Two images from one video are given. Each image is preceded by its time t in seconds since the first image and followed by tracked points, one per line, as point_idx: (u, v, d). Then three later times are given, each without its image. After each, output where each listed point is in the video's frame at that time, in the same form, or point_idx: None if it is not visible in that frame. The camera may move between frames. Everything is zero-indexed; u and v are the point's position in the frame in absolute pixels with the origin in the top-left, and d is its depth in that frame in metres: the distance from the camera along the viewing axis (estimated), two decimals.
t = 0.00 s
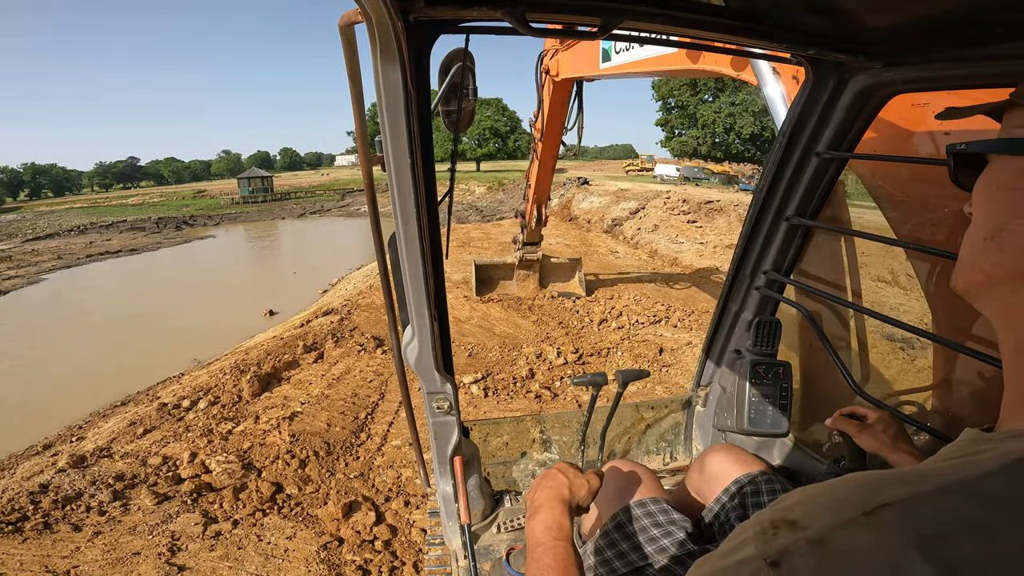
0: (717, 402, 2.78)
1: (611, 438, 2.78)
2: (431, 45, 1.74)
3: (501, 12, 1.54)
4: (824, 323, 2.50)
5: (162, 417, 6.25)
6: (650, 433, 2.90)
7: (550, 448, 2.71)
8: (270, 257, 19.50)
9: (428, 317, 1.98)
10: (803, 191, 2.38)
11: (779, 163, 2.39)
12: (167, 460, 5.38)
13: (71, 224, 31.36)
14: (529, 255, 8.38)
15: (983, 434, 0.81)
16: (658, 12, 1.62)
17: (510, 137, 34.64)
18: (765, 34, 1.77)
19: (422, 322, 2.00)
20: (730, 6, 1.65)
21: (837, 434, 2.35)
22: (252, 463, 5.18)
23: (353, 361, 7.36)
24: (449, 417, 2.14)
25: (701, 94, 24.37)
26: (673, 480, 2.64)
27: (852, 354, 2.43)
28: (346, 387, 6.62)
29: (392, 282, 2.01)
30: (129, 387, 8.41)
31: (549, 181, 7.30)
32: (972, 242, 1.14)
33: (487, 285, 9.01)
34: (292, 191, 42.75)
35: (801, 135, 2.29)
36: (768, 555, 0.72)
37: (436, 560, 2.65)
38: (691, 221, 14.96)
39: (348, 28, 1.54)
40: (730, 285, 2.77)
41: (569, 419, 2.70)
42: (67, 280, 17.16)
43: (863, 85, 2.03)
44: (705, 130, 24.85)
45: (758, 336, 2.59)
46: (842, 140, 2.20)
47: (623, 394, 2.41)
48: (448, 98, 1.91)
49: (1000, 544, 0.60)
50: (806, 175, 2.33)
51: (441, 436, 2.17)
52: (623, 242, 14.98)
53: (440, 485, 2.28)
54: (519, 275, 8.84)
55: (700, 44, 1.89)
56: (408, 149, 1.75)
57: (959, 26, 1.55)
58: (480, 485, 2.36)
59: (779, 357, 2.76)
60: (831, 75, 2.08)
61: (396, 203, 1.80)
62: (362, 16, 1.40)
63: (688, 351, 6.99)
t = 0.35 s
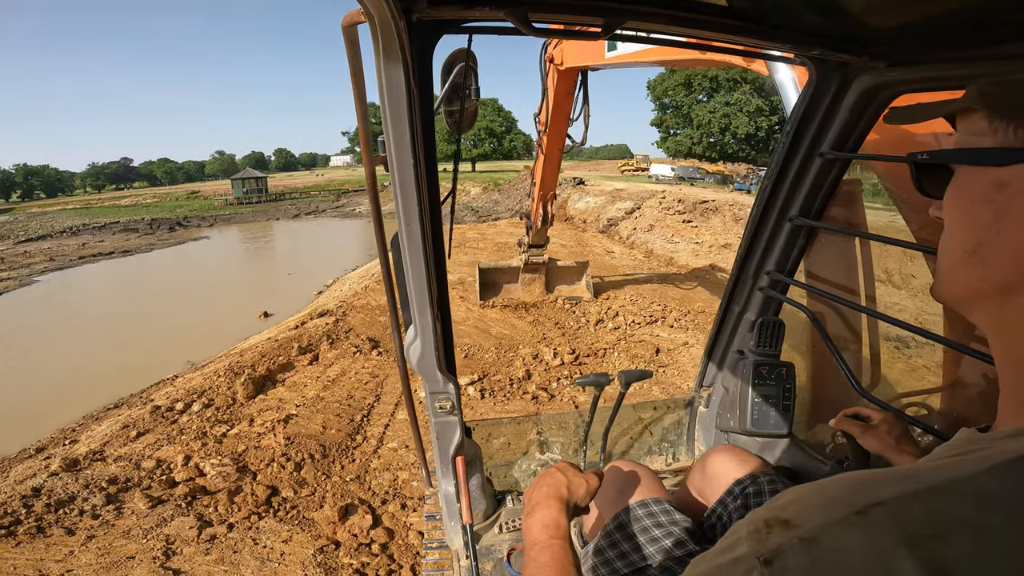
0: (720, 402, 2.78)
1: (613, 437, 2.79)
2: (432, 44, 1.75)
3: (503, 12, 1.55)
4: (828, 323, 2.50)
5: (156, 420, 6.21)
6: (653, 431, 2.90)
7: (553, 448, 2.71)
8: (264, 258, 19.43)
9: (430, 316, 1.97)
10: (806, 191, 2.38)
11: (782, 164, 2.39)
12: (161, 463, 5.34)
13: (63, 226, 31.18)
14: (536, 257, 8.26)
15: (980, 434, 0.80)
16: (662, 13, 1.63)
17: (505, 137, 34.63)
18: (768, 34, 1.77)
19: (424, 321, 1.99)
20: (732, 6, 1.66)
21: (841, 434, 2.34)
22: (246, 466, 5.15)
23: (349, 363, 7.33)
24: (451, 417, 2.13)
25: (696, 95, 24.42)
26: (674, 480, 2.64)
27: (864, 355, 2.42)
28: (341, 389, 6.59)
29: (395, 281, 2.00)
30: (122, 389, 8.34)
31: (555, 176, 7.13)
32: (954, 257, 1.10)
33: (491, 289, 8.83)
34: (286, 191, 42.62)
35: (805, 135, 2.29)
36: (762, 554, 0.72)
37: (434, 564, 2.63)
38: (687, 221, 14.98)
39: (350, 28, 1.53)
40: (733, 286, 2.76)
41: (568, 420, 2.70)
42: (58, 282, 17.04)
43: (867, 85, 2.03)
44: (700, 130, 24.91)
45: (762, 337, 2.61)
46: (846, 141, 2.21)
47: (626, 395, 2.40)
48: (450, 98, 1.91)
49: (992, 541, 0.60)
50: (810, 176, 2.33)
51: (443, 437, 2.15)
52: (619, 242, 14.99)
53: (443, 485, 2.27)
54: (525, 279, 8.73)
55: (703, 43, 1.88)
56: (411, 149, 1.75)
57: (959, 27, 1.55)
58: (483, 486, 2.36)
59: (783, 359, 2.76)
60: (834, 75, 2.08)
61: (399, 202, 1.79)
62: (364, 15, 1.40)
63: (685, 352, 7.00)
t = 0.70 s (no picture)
0: (721, 402, 2.78)
1: (612, 436, 2.79)
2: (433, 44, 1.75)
3: (504, 13, 1.55)
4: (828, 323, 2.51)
5: (148, 423, 6.16)
6: (653, 430, 2.89)
7: (553, 448, 2.70)
8: (257, 258, 19.33)
9: (430, 316, 1.96)
10: (808, 191, 2.39)
11: (783, 164, 2.39)
12: (154, 466, 5.30)
13: (54, 227, 30.98)
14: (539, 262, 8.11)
15: (968, 439, 0.79)
16: (662, 12, 1.63)
17: (500, 138, 34.64)
18: (767, 35, 1.78)
19: (424, 321, 1.98)
20: (732, 6, 1.66)
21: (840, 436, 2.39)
22: (241, 469, 5.12)
23: (343, 365, 7.31)
24: (451, 417, 2.12)
25: (689, 95, 24.51)
26: (674, 479, 2.64)
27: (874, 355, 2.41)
28: (336, 391, 6.57)
29: (395, 279, 1.98)
30: (115, 392, 8.28)
31: (559, 173, 7.09)
32: (932, 271, 0.99)
33: (493, 292, 8.62)
34: (279, 192, 42.45)
35: (806, 135, 2.30)
36: (745, 559, 0.71)
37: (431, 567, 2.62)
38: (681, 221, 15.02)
39: (350, 28, 1.53)
40: (734, 286, 2.77)
41: (566, 420, 2.70)
42: (49, 283, 16.90)
43: (869, 84, 2.03)
44: (694, 130, 25.01)
45: (762, 337, 2.63)
46: (848, 141, 2.22)
47: (625, 395, 2.39)
48: (451, 98, 1.91)
49: (969, 553, 0.61)
50: (811, 176, 2.34)
51: (444, 437, 2.14)
52: (613, 242, 15.01)
53: (443, 486, 2.26)
54: (527, 282, 8.50)
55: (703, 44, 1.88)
56: (412, 150, 1.74)
57: (956, 28, 1.56)
58: (483, 486, 2.36)
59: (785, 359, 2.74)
60: (836, 75, 2.09)
61: (400, 202, 1.78)
62: (365, 15, 1.40)
63: (680, 352, 7.02)
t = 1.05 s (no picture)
0: (721, 402, 2.79)
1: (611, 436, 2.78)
2: (433, 44, 1.75)
3: (504, 12, 1.55)
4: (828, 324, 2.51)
5: (143, 425, 6.13)
6: (653, 429, 2.89)
7: (553, 447, 2.71)
8: (252, 259, 19.26)
9: (431, 316, 1.96)
10: (808, 191, 2.40)
11: (783, 165, 2.40)
12: (149, 469, 5.27)
13: (47, 228, 30.78)
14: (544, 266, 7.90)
15: (964, 442, 0.78)
16: (663, 12, 1.63)
17: (495, 138, 34.63)
18: (768, 35, 1.77)
19: (425, 321, 1.97)
20: (732, 6, 1.66)
21: (840, 435, 2.40)
22: (237, 471, 5.09)
23: (339, 366, 7.29)
24: (451, 417, 2.11)
25: (685, 94, 24.58)
26: (674, 480, 2.64)
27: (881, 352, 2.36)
28: (332, 392, 6.55)
29: (396, 281, 1.97)
30: (110, 393, 8.23)
31: (563, 171, 6.95)
32: (926, 283, 0.92)
33: (496, 298, 8.43)
34: (274, 192, 42.32)
35: (806, 135, 2.31)
36: (739, 570, 0.70)
37: (429, 569, 2.61)
38: (677, 221, 15.05)
39: (350, 28, 1.52)
40: (735, 286, 2.78)
41: (564, 420, 2.71)
42: (44, 284, 16.81)
43: (869, 84, 2.04)
44: (689, 130, 25.09)
45: (763, 337, 2.64)
46: (848, 141, 2.24)
47: (626, 395, 2.38)
48: (451, 99, 1.91)
49: (959, 562, 0.62)
50: (811, 176, 2.35)
51: (444, 437, 2.13)
52: (610, 242, 15.02)
53: (443, 486, 2.25)
54: (532, 288, 8.32)
55: (701, 44, 1.88)
56: (412, 150, 1.73)
57: (955, 28, 1.56)
58: (483, 486, 2.36)
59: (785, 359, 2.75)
60: (836, 75, 2.10)
61: (400, 202, 1.77)
62: (366, 15, 1.41)
63: (677, 352, 7.03)
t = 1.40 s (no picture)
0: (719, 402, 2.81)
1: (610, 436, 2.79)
2: (431, 45, 1.74)
3: (502, 12, 1.55)
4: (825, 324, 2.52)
5: (133, 429, 6.08)
6: (651, 428, 2.90)
7: (551, 448, 2.72)
8: (243, 260, 19.13)
9: (429, 317, 1.96)
10: (805, 191, 2.41)
11: (779, 165, 2.41)
12: (140, 473, 5.23)
13: (34, 230, 30.43)
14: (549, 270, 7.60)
15: (959, 443, 0.78)
16: (660, 12, 1.63)
17: (487, 138, 34.63)
18: (766, 34, 1.77)
19: (423, 322, 1.97)
20: (729, 6, 1.66)
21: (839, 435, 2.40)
22: (229, 474, 5.06)
23: (332, 368, 7.26)
24: (450, 417, 2.10)
25: (676, 94, 24.70)
26: (672, 480, 2.64)
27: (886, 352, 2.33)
28: (325, 395, 6.52)
29: (394, 284, 1.97)
30: (100, 397, 8.15)
31: (567, 165, 6.78)
32: (917, 287, 0.92)
33: (498, 308, 8.04)
34: (265, 193, 42.07)
35: (802, 135, 2.32)
36: (735, 570, 0.71)
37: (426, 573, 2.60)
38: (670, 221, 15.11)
39: (349, 29, 1.52)
40: (732, 286, 2.80)
41: (561, 421, 2.71)
42: (31, 287, 16.60)
43: (865, 84, 2.04)
44: (681, 130, 25.21)
45: (760, 337, 2.65)
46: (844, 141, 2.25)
47: (623, 395, 2.38)
48: (450, 98, 1.93)
49: (956, 561, 0.61)
50: (808, 176, 2.37)
51: (442, 438, 2.12)
52: (602, 241, 15.05)
53: (442, 486, 2.24)
54: (536, 296, 8.00)
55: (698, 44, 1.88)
56: (410, 151, 1.72)
57: (950, 27, 1.57)
58: (481, 486, 2.34)
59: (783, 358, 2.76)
60: (833, 75, 2.10)
61: (398, 203, 1.77)
62: (363, 16, 1.41)
63: (671, 351, 7.05)
